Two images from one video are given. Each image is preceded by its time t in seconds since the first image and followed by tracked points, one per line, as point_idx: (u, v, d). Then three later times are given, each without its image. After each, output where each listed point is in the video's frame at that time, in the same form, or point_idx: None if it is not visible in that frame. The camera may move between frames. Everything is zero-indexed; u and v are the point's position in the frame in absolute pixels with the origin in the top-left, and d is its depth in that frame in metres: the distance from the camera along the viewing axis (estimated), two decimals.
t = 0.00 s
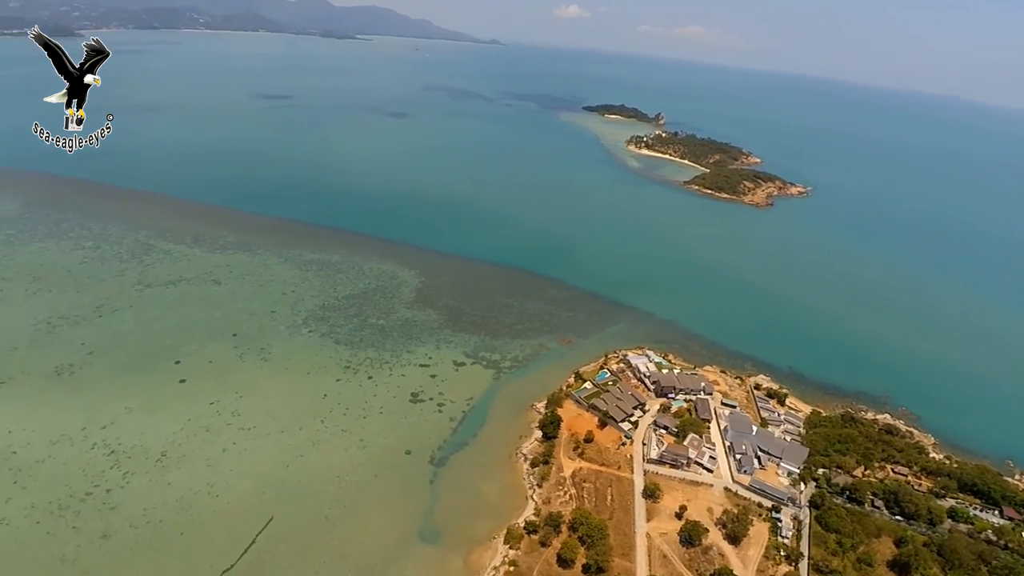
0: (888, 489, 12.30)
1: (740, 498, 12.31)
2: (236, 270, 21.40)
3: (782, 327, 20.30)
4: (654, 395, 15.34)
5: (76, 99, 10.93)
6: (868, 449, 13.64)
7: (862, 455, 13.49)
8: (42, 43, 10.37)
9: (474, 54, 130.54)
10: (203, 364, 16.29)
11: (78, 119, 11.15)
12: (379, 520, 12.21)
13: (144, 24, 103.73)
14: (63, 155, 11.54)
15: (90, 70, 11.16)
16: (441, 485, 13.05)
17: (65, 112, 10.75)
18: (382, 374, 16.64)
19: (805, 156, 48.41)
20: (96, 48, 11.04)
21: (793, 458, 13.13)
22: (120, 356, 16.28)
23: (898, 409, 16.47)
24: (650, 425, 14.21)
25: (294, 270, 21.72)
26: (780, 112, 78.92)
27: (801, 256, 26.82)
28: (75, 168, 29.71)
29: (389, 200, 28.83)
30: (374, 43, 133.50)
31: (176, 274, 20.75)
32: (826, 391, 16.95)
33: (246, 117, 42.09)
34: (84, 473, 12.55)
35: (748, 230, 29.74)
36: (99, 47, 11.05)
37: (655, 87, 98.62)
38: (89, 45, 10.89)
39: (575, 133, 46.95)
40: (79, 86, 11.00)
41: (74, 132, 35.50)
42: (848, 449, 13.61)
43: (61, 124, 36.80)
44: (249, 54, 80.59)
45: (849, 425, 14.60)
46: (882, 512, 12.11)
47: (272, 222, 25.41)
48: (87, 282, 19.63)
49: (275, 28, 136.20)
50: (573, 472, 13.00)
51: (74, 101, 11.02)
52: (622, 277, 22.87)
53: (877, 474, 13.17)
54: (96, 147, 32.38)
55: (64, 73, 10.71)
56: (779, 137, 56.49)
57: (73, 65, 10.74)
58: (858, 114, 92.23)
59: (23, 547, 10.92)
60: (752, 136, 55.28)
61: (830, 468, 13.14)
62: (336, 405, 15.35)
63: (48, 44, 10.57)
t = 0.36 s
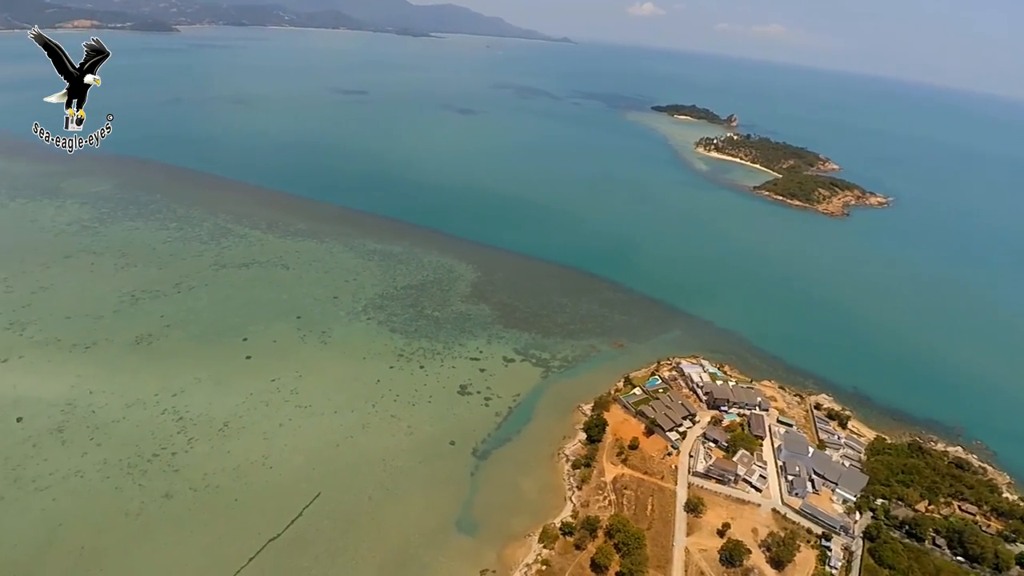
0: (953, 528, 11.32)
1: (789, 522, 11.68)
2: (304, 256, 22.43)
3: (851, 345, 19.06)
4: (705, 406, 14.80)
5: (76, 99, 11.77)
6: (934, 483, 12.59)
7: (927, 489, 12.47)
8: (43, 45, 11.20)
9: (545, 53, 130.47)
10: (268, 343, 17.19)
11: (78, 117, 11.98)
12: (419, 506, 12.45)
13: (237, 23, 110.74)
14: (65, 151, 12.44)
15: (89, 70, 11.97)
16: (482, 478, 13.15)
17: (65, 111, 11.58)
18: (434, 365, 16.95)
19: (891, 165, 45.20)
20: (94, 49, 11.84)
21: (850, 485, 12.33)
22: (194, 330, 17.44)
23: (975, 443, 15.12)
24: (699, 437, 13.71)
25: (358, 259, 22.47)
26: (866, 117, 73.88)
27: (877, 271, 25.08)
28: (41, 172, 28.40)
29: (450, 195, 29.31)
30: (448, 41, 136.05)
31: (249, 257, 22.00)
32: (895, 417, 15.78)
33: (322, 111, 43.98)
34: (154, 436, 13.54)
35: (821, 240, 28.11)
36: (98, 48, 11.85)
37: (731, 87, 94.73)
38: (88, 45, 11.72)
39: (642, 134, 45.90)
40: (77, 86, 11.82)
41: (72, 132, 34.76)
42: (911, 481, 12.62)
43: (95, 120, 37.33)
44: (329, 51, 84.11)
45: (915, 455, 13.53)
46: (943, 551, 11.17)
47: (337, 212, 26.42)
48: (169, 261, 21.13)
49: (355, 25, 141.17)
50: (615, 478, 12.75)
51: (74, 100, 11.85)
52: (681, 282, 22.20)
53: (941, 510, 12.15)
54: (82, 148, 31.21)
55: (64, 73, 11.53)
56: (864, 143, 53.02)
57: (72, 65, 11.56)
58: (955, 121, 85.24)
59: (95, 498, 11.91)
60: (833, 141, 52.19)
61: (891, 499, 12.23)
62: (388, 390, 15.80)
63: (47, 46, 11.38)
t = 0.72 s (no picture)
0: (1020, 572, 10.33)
1: (837, 549, 11.04)
2: (364, 246, 23.18)
3: (922, 368, 17.76)
4: (756, 421, 14.20)
5: (76, 99, 12.72)
6: (1004, 523, 11.54)
7: (995, 528, 11.45)
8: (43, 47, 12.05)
9: (613, 52, 128.69)
10: (326, 328, 17.90)
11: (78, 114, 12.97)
12: (456, 496, 12.64)
13: (314, 22, 115.66)
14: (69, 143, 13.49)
15: (88, 69, 12.86)
16: (519, 475, 13.16)
17: (66, 112, 12.55)
18: (481, 359, 17.12)
19: (984, 176, 41.68)
20: (93, 49, 12.68)
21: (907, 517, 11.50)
22: (259, 311, 18.40)
23: None
24: (746, 452, 13.17)
25: (416, 252, 22.95)
26: (959, 124, 68.30)
27: (959, 291, 23.21)
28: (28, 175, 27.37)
29: (506, 192, 29.47)
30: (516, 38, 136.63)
31: (313, 244, 22.96)
32: (966, 449, 14.58)
33: (390, 106, 45.24)
34: (215, 408, 14.40)
35: (897, 253, 26.30)
36: (97, 48, 12.74)
37: (808, 89, 89.97)
38: (87, 45, 12.54)
39: (709, 135, 44.39)
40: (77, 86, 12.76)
41: (135, 124, 36.36)
42: (977, 518, 11.62)
43: (179, 111, 39.77)
44: (399, 48, 86.32)
45: (984, 492, 12.45)
46: None
47: (396, 205, 27.12)
48: (240, 245, 22.35)
49: (425, 23, 144.10)
50: (654, 487, 12.46)
51: (74, 99, 12.82)
52: (740, 291, 21.34)
53: (1010, 552, 11.11)
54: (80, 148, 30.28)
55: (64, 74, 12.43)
56: (954, 152, 49.14)
57: (71, 66, 12.44)
58: None
59: (160, 461, 12.83)
60: (919, 148, 48.66)
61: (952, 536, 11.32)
62: (435, 381, 16.10)
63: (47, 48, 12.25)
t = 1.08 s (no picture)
0: None
1: None
2: (417, 240, 23.65)
3: (994, 397, 16.45)
4: (804, 440, 13.55)
5: (74, 100, 13.96)
6: None
7: None
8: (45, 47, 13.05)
9: (677, 52, 125.79)
10: (375, 317, 18.39)
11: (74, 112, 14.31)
12: (490, 491, 12.71)
13: (381, 22, 119.12)
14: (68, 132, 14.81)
15: (88, 68, 14.04)
16: (554, 476, 13.10)
17: (64, 111, 13.83)
18: (524, 357, 17.12)
19: None
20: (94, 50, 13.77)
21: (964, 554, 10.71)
22: (314, 298, 19.12)
23: None
24: (792, 472, 12.59)
25: (467, 248, 23.19)
26: None
27: None
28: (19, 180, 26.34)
29: (558, 191, 29.34)
30: (578, 38, 135.72)
31: (368, 236, 23.63)
32: None
33: (449, 104, 45.98)
34: (267, 388, 15.08)
35: (974, 272, 24.44)
36: (97, 48, 13.84)
37: (887, 94, 84.62)
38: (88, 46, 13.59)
39: (775, 140, 42.58)
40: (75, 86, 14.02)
41: (212, 117, 38.56)
42: None
43: (251, 105, 41.86)
44: (461, 46, 87.59)
45: None
46: None
47: (448, 201, 27.50)
48: (301, 234, 23.30)
49: (488, 22, 145.34)
50: (692, 499, 12.12)
51: (74, 99, 14.08)
52: (796, 303, 20.42)
53: None
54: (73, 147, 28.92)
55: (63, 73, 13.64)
56: None
57: (71, 67, 13.63)
58: None
59: (215, 434, 13.56)
60: (1007, 160, 45.01)
61: None
62: (477, 376, 16.23)
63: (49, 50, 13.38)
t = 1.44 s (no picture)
0: None
1: None
2: (466, 236, 23.93)
3: None
4: (853, 463, 12.86)
5: (75, 100, 15.16)
6: None
7: None
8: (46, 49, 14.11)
9: (742, 53, 121.77)
10: (421, 310, 18.75)
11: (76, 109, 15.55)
12: (521, 489, 12.73)
13: (443, 21, 121.16)
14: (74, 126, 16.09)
15: (88, 69, 15.17)
16: (587, 479, 12.99)
17: (65, 110, 15.12)
18: (564, 358, 17.03)
19: None
20: (94, 51, 14.77)
21: None
22: (363, 288, 19.68)
23: None
24: (837, 495, 11.99)
25: (514, 246, 23.27)
26: None
27: None
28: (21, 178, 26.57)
29: (608, 193, 29.01)
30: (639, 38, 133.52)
31: (419, 231, 24.10)
32: None
33: (505, 103, 46.27)
34: (314, 372, 15.65)
35: None
36: (96, 48, 14.85)
37: (970, 101, 78.91)
38: (87, 48, 14.53)
39: (843, 147, 40.50)
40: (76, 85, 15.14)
41: (278, 111, 40.30)
42: None
43: (316, 101, 43.47)
44: (519, 46, 87.95)
45: None
46: None
47: (497, 199, 27.70)
48: (356, 226, 24.03)
49: (547, 22, 144.85)
50: (728, 515, 11.74)
51: (74, 99, 15.32)
52: (855, 318, 19.38)
53: None
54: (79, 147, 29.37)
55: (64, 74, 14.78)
56: None
57: (71, 67, 14.80)
58: None
59: (262, 413, 14.20)
60: None
61: None
62: (516, 374, 16.28)
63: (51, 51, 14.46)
